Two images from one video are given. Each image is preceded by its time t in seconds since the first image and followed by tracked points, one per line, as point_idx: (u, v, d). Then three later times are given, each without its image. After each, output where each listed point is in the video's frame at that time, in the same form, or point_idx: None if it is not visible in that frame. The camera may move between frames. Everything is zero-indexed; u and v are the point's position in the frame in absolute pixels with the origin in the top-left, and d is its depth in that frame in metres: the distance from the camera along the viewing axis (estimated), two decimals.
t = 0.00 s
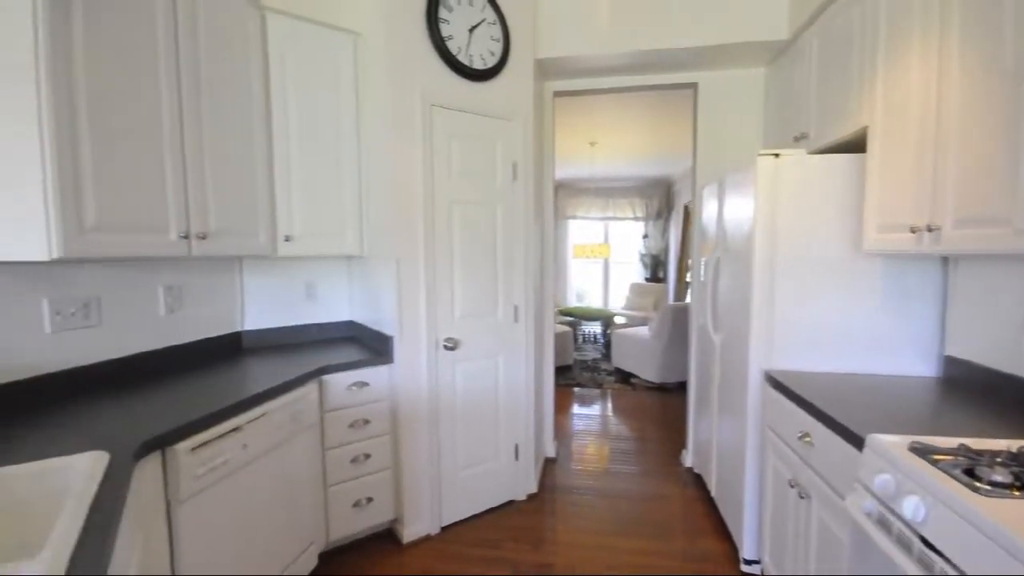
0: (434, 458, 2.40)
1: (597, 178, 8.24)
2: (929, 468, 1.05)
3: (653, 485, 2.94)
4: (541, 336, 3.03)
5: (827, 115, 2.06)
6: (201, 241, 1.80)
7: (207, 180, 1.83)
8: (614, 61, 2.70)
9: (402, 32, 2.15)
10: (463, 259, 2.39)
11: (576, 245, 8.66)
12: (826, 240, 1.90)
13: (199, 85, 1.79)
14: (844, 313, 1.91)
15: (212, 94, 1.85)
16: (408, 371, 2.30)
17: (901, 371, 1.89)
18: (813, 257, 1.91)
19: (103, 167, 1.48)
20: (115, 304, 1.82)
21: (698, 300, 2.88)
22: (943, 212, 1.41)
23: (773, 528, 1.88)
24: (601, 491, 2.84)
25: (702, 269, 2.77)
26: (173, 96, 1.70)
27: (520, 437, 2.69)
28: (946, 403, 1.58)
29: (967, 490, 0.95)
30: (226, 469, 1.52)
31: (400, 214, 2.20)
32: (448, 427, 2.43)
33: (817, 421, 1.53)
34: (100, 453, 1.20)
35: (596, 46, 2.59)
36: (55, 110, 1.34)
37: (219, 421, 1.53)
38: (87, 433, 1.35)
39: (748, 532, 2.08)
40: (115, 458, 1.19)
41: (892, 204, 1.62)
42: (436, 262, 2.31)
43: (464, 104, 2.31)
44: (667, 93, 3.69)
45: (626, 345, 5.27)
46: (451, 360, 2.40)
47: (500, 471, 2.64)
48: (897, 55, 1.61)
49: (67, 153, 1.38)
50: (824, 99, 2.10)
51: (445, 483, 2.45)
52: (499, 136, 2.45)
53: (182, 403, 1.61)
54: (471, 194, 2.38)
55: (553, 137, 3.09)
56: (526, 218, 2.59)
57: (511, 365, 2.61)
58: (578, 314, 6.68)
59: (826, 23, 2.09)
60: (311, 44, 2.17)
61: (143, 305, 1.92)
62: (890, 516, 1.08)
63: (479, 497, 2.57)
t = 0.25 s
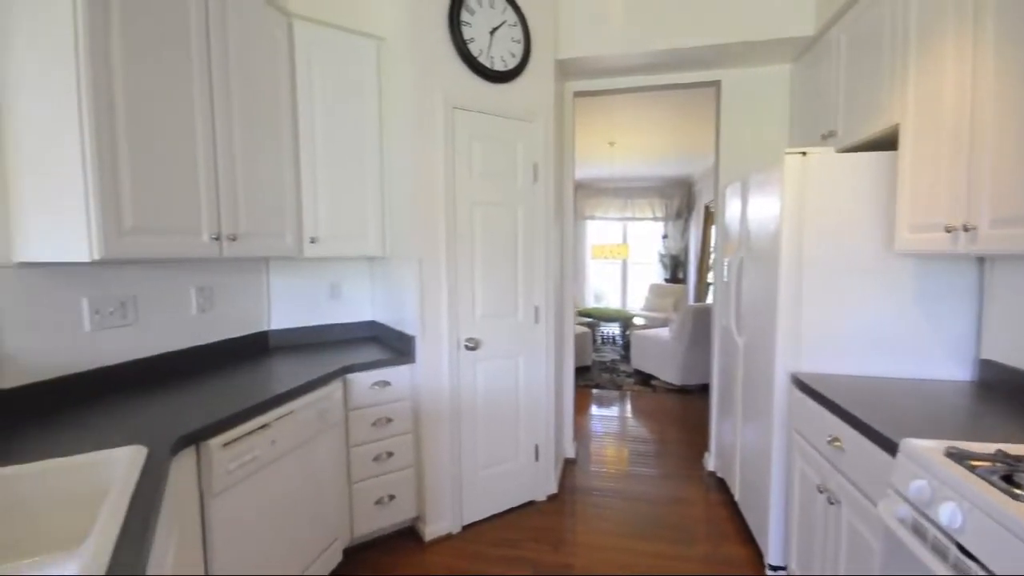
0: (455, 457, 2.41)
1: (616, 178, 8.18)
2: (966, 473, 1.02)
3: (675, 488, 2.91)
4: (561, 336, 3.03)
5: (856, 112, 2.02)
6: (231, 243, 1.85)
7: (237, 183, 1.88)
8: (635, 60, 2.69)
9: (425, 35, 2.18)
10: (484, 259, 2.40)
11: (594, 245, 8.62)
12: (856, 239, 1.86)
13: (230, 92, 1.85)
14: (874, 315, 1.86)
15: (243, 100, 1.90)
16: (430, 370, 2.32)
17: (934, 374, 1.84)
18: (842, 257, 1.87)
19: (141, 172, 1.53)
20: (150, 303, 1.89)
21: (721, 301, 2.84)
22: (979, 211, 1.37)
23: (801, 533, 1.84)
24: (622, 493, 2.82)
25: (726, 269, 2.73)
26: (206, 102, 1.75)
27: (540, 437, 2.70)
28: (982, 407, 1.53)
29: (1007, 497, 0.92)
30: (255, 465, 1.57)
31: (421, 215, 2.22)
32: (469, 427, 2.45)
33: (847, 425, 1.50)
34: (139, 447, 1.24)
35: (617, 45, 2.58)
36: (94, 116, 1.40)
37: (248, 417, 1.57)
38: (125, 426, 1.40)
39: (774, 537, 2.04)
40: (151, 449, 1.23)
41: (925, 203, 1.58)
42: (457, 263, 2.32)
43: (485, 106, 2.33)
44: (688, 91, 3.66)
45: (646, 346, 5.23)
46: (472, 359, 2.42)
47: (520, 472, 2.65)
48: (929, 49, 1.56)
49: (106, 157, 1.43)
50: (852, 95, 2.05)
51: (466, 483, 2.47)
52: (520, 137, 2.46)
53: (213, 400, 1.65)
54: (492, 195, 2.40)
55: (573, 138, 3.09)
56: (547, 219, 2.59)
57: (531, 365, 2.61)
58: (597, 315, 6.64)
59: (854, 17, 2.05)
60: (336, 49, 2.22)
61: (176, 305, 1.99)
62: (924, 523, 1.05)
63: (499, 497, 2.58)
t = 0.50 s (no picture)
0: (477, 456, 2.43)
1: (636, 178, 8.12)
2: (1005, 478, 0.99)
3: (697, 491, 2.87)
4: (582, 337, 3.02)
5: (887, 108, 1.97)
6: (261, 245, 1.91)
7: (266, 186, 1.93)
8: (657, 59, 2.67)
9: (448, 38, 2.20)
10: (505, 260, 2.42)
11: (614, 246, 8.55)
12: (887, 239, 1.81)
13: (260, 98, 1.90)
14: (906, 316, 1.81)
15: (272, 105, 1.95)
16: (452, 370, 2.34)
17: (971, 378, 1.78)
18: (872, 257, 1.82)
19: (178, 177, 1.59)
20: (184, 302, 1.95)
21: (745, 301, 2.79)
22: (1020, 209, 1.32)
23: (830, 540, 1.80)
24: (643, 495, 2.80)
25: (750, 270, 2.69)
26: (238, 108, 1.80)
27: (560, 438, 2.70)
28: None
29: None
30: (284, 461, 1.61)
31: (444, 216, 2.25)
32: (490, 426, 2.46)
33: (879, 429, 1.46)
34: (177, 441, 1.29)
35: (639, 44, 2.57)
36: (134, 121, 1.45)
37: (278, 414, 1.61)
38: (162, 421, 1.45)
39: (801, 543, 2.00)
40: (188, 443, 1.27)
41: (960, 201, 1.54)
42: (479, 264, 2.34)
43: (506, 108, 2.34)
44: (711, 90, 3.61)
45: (667, 347, 5.16)
46: (493, 360, 2.43)
47: (541, 472, 2.65)
48: (965, 43, 1.52)
49: (146, 161, 1.49)
50: (883, 91, 2.00)
51: (487, 482, 2.48)
52: (541, 138, 2.47)
53: (243, 397, 1.70)
54: (514, 196, 2.41)
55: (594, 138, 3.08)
56: (568, 219, 2.59)
57: (552, 366, 2.62)
58: (617, 316, 6.59)
59: (885, 11, 2.00)
60: (360, 54, 2.26)
61: (208, 304, 2.05)
62: (960, 529, 1.04)
63: (520, 497, 2.59)
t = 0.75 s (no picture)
0: (496, 455, 2.44)
1: (654, 178, 8.04)
2: None
3: (718, 495, 2.83)
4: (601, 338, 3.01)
5: (917, 104, 1.92)
6: (287, 245, 1.95)
7: (292, 188, 1.98)
8: (678, 58, 2.65)
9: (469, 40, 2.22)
10: (525, 260, 2.42)
11: (632, 246, 8.49)
12: (918, 239, 1.76)
13: (287, 101, 1.94)
14: (938, 318, 1.76)
15: (298, 109, 2.00)
16: (472, 369, 2.36)
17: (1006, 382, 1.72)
18: (902, 257, 1.78)
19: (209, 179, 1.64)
20: (213, 301, 2.01)
21: (769, 303, 2.75)
22: None
23: (858, 546, 1.76)
24: (663, 498, 2.77)
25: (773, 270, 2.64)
26: (266, 112, 1.85)
27: (579, 439, 2.69)
28: None
29: None
30: (310, 456, 1.64)
31: (465, 216, 2.27)
32: (510, 426, 2.47)
33: (909, 433, 1.43)
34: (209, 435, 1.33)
35: (659, 43, 2.55)
36: (169, 126, 1.50)
37: (303, 411, 1.65)
38: (193, 417, 1.50)
39: (827, 549, 1.96)
40: (219, 437, 1.31)
41: (996, 200, 1.49)
42: (499, 264, 2.36)
43: (527, 108, 2.35)
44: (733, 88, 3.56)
45: (687, 348, 5.10)
46: (513, 359, 2.44)
47: (560, 472, 2.65)
48: (1001, 36, 1.48)
49: (179, 163, 1.54)
50: (913, 86, 1.95)
51: (506, 481, 2.49)
52: (561, 138, 2.47)
53: (270, 394, 1.74)
54: (533, 196, 2.42)
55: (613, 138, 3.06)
56: (587, 220, 2.58)
57: (571, 366, 2.61)
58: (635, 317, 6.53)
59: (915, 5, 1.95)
60: (383, 57, 2.30)
61: (236, 303, 2.11)
62: (994, 537, 1.02)
63: (539, 497, 2.59)
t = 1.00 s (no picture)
0: (515, 455, 2.45)
1: (673, 177, 7.95)
2: None
3: (741, 499, 2.78)
4: (620, 339, 2.99)
5: (950, 99, 1.86)
6: (312, 246, 1.99)
7: (317, 190, 2.01)
8: (698, 56, 2.62)
9: (489, 41, 2.23)
10: (545, 260, 2.42)
11: (650, 247, 8.41)
12: (951, 239, 1.71)
13: (311, 104, 1.98)
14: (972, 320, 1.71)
15: (322, 111, 2.03)
16: (491, 369, 2.36)
17: None
18: (934, 257, 1.73)
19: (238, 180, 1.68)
20: (240, 301, 2.06)
21: (793, 303, 2.70)
22: None
23: (888, 553, 1.71)
24: (683, 501, 2.74)
25: (798, 271, 2.59)
26: (292, 115, 1.89)
27: (599, 440, 2.68)
28: None
29: None
30: (333, 454, 1.68)
31: (485, 217, 2.28)
32: (529, 426, 2.48)
33: (942, 438, 1.39)
34: (239, 430, 1.37)
35: (680, 41, 2.53)
36: (200, 131, 1.55)
37: (328, 409, 1.68)
38: (222, 413, 1.54)
39: (855, 556, 1.91)
40: (248, 433, 1.34)
41: None
42: (519, 265, 2.36)
43: (547, 109, 2.35)
44: (755, 85, 3.51)
45: (707, 350, 5.03)
46: (532, 360, 2.44)
47: (579, 473, 2.64)
48: None
49: (209, 166, 1.58)
50: (945, 81, 1.90)
51: (525, 481, 2.50)
52: (581, 139, 2.46)
53: (295, 392, 1.77)
54: (553, 196, 2.41)
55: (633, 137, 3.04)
56: (607, 220, 2.57)
57: (590, 367, 2.61)
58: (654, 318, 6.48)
59: None
60: (404, 60, 2.32)
61: (261, 303, 2.15)
62: None
63: (558, 497, 2.59)
